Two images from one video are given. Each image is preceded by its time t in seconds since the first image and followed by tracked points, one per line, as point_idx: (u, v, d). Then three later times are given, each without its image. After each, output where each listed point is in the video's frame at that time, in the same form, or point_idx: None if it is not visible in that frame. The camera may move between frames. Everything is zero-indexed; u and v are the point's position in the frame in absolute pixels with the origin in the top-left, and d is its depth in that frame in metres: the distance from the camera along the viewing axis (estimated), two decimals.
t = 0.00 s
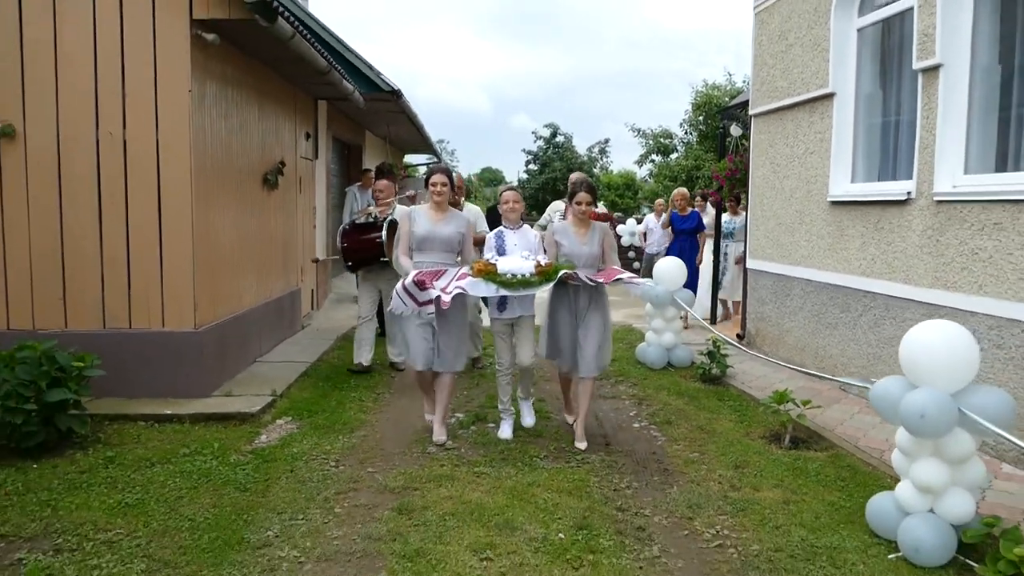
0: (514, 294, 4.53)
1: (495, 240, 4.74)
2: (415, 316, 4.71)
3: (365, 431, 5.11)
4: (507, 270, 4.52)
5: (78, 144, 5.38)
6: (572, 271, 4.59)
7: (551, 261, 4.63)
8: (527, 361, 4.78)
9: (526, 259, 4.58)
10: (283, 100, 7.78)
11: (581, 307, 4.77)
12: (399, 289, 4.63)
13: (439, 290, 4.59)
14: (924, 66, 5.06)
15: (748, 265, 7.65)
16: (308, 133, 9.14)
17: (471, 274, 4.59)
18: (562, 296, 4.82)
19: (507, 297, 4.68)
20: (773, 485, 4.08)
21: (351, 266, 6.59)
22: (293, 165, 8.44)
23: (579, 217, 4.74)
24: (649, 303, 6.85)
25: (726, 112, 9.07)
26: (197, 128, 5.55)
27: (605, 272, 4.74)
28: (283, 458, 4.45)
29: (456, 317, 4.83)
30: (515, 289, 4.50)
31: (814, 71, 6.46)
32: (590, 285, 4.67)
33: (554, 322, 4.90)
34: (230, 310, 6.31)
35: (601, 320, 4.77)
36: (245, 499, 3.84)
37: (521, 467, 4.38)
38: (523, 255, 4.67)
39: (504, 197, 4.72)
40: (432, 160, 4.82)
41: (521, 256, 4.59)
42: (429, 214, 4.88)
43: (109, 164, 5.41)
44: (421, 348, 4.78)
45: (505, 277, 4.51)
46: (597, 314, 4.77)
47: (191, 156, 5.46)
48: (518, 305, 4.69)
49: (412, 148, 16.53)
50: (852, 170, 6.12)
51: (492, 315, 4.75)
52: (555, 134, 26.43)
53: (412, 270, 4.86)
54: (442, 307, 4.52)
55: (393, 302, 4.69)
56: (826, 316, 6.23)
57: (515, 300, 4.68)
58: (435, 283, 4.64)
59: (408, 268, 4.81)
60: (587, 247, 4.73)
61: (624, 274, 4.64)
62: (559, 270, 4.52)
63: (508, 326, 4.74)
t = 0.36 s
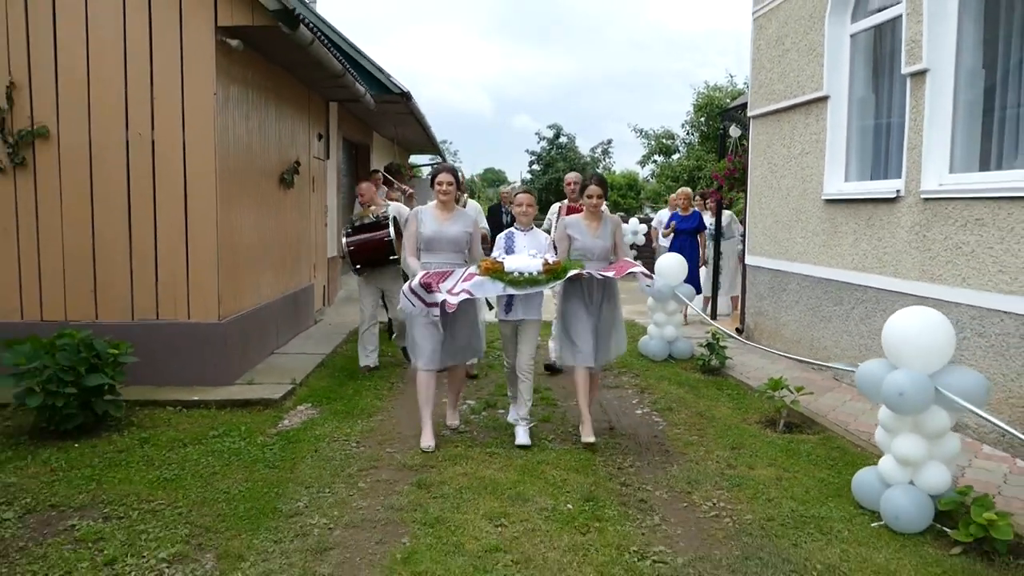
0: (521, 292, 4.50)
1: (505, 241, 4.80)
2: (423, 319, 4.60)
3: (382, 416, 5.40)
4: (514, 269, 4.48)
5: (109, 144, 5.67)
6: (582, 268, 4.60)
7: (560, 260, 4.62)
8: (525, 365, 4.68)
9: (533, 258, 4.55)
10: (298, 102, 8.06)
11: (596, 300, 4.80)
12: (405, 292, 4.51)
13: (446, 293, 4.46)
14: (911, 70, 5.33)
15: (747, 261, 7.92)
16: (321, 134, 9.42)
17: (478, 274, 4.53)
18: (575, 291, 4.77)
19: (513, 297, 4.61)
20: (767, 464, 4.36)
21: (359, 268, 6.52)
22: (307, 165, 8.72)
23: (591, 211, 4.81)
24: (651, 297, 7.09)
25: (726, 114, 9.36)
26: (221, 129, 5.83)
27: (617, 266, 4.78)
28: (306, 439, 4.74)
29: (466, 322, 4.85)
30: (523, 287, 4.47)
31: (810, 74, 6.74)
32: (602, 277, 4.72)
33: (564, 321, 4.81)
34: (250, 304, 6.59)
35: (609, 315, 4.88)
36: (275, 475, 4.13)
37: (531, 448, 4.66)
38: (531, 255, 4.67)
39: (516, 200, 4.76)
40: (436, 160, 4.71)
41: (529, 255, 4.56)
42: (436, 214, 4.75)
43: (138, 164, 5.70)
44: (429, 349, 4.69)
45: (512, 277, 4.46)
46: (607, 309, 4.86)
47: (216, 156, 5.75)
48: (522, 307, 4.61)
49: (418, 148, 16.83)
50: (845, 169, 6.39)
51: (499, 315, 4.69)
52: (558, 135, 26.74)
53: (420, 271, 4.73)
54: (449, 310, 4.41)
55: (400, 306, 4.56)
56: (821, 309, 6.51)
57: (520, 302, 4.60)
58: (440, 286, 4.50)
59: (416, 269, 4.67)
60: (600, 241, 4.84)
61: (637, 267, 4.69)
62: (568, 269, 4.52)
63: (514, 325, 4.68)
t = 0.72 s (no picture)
0: (522, 292, 4.55)
1: (509, 237, 4.85)
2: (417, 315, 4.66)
3: (391, 406, 5.67)
4: (514, 268, 4.52)
5: (130, 148, 5.94)
6: (584, 268, 4.59)
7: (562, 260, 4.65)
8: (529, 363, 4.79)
9: (534, 258, 4.58)
10: (307, 107, 8.33)
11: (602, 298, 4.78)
12: (403, 287, 4.59)
13: (444, 289, 4.54)
14: (894, 75, 5.58)
15: (742, 259, 8.17)
16: (328, 136, 9.68)
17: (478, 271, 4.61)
18: (581, 288, 4.75)
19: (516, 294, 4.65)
20: (755, 449, 4.62)
21: (351, 267, 6.40)
22: (315, 168, 8.99)
23: (596, 212, 4.79)
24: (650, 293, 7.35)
25: (722, 116, 9.62)
26: (236, 133, 6.10)
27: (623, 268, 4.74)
28: (320, 427, 5.01)
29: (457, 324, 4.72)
30: (524, 286, 4.51)
31: (800, 79, 7.00)
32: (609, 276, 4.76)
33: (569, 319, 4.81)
34: (263, 301, 6.85)
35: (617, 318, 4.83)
36: (292, 459, 4.41)
37: (532, 435, 4.93)
38: (533, 253, 4.72)
39: (521, 197, 4.76)
40: (435, 154, 4.77)
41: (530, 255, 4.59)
42: (433, 211, 4.85)
43: (157, 167, 5.97)
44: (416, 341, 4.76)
45: (512, 276, 4.51)
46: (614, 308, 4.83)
47: (231, 159, 6.01)
48: (527, 304, 4.65)
49: (421, 149, 17.09)
50: (834, 170, 6.64)
51: (501, 312, 4.73)
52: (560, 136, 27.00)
53: (416, 267, 4.81)
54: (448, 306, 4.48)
55: (398, 300, 4.65)
56: (811, 304, 6.76)
57: (526, 299, 4.64)
58: (439, 281, 4.59)
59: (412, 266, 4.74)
60: (605, 243, 4.80)
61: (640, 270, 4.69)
62: (569, 269, 4.52)
63: (516, 323, 4.70)
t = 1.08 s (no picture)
0: (522, 296, 4.46)
1: (504, 244, 4.73)
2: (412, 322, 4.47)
3: (397, 397, 5.94)
4: (514, 273, 4.44)
5: (148, 151, 6.23)
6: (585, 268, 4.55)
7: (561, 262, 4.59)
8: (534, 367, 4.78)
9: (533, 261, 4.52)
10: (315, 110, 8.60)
11: (600, 302, 4.64)
12: (399, 294, 4.42)
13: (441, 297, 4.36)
14: (877, 81, 5.85)
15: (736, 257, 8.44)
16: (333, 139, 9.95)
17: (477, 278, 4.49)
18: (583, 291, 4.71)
19: (516, 300, 4.55)
20: (742, 435, 4.89)
21: (347, 263, 6.51)
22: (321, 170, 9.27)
23: (596, 212, 4.79)
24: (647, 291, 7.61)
25: (717, 119, 9.90)
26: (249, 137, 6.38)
27: (624, 267, 4.66)
28: (331, 416, 5.29)
29: (456, 329, 4.56)
30: (524, 291, 4.43)
31: (790, 84, 7.26)
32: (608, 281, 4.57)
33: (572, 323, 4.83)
34: (273, 298, 7.13)
35: (621, 321, 4.60)
36: (306, 444, 4.69)
37: (532, 423, 5.20)
38: (531, 257, 4.69)
39: (512, 201, 4.69)
40: (438, 159, 4.69)
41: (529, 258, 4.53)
42: (430, 216, 4.75)
43: (173, 170, 6.26)
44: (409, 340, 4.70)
45: (511, 281, 4.42)
46: (619, 312, 4.62)
47: (244, 162, 6.29)
48: (527, 310, 4.56)
49: (424, 150, 17.37)
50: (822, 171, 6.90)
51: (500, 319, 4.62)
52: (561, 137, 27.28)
53: (412, 274, 4.71)
54: (446, 314, 4.31)
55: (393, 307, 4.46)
56: (801, 301, 7.03)
57: (525, 305, 4.55)
58: (435, 289, 4.44)
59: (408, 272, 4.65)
60: (605, 243, 4.80)
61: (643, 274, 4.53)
62: (570, 270, 4.48)
63: (518, 329, 4.63)
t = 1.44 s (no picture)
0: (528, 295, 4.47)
1: (511, 238, 4.77)
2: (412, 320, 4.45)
3: (405, 389, 6.19)
4: (519, 270, 4.46)
5: (166, 153, 6.48)
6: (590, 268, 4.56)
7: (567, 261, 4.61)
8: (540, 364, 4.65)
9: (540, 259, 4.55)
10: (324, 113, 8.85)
11: (614, 305, 4.66)
12: (398, 291, 4.41)
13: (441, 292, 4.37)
14: (866, 87, 6.09)
15: (733, 256, 8.68)
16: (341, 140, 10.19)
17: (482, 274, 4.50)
18: (592, 293, 4.68)
19: (519, 298, 4.54)
20: (734, 425, 5.14)
21: (349, 271, 6.25)
22: (330, 171, 9.52)
23: (607, 211, 4.73)
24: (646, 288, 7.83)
25: (716, 121, 10.14)
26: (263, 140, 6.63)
27: (632, 269, 4.63)
28: (342, 406, 5.54)
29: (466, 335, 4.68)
30: (529, 290, 4.44)
31: (785, 88, 7.51)
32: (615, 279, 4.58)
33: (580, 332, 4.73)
34: (284, 295, 7.38)
35: (634, 319, 4.70)
36: (320, 432, 4.94)
37: (534, 413, 5.45)
38: (537, 254, 4.69)
39: (522, 194, 4.70)
40: (435, 154, 4.62)
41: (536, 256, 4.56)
42: (431, 212, 4.67)
43: (190, 170, 6.51)
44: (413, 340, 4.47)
45: (517, 278, 4.43)
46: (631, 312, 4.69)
47: (258, 164, 6.54)
48: (530, 309, 4.54)
49: (427, 152, 17.63)
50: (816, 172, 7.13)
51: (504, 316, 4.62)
52: (563, 138, 27.53)
53: (415, 270, 4.62)
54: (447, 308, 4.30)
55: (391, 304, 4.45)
56: (794, 298, 7.27)
57: (528, 303, 4.54)
58: (437, 285, 4.42)
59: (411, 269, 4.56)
60: (615, 244, 4.73)
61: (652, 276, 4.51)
62: (575, 270, 4.49)
63: (520, 326, 4.63)
